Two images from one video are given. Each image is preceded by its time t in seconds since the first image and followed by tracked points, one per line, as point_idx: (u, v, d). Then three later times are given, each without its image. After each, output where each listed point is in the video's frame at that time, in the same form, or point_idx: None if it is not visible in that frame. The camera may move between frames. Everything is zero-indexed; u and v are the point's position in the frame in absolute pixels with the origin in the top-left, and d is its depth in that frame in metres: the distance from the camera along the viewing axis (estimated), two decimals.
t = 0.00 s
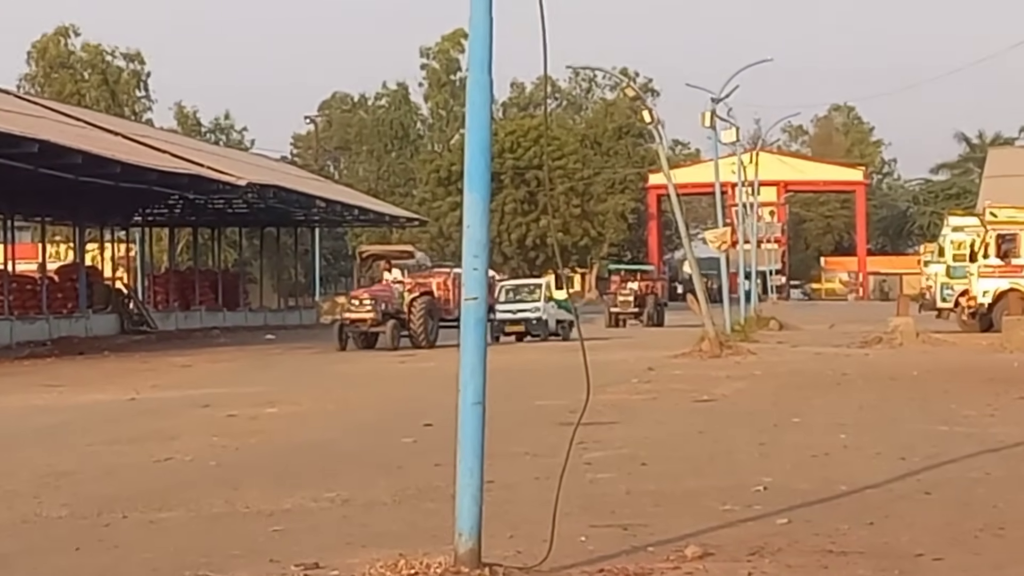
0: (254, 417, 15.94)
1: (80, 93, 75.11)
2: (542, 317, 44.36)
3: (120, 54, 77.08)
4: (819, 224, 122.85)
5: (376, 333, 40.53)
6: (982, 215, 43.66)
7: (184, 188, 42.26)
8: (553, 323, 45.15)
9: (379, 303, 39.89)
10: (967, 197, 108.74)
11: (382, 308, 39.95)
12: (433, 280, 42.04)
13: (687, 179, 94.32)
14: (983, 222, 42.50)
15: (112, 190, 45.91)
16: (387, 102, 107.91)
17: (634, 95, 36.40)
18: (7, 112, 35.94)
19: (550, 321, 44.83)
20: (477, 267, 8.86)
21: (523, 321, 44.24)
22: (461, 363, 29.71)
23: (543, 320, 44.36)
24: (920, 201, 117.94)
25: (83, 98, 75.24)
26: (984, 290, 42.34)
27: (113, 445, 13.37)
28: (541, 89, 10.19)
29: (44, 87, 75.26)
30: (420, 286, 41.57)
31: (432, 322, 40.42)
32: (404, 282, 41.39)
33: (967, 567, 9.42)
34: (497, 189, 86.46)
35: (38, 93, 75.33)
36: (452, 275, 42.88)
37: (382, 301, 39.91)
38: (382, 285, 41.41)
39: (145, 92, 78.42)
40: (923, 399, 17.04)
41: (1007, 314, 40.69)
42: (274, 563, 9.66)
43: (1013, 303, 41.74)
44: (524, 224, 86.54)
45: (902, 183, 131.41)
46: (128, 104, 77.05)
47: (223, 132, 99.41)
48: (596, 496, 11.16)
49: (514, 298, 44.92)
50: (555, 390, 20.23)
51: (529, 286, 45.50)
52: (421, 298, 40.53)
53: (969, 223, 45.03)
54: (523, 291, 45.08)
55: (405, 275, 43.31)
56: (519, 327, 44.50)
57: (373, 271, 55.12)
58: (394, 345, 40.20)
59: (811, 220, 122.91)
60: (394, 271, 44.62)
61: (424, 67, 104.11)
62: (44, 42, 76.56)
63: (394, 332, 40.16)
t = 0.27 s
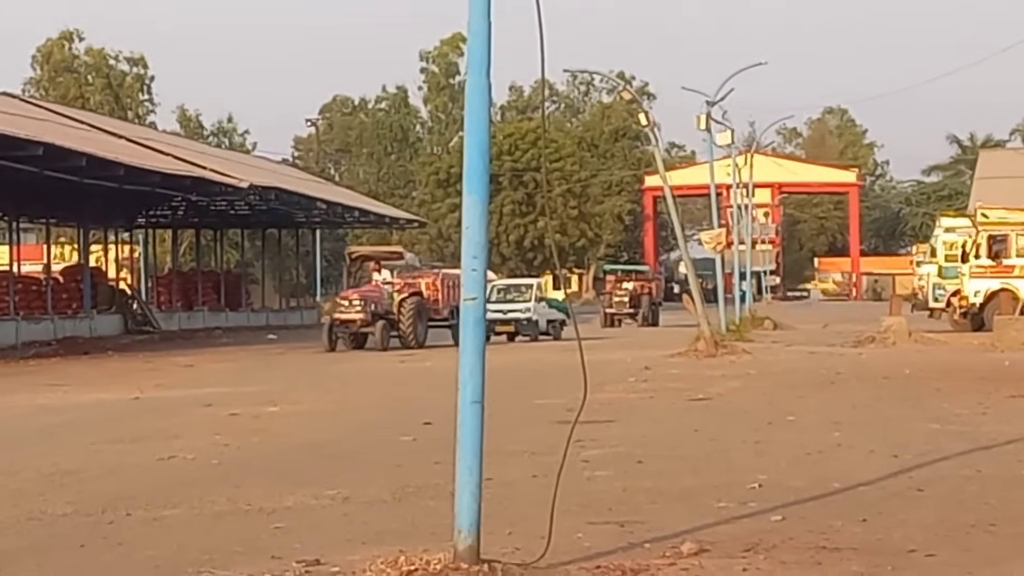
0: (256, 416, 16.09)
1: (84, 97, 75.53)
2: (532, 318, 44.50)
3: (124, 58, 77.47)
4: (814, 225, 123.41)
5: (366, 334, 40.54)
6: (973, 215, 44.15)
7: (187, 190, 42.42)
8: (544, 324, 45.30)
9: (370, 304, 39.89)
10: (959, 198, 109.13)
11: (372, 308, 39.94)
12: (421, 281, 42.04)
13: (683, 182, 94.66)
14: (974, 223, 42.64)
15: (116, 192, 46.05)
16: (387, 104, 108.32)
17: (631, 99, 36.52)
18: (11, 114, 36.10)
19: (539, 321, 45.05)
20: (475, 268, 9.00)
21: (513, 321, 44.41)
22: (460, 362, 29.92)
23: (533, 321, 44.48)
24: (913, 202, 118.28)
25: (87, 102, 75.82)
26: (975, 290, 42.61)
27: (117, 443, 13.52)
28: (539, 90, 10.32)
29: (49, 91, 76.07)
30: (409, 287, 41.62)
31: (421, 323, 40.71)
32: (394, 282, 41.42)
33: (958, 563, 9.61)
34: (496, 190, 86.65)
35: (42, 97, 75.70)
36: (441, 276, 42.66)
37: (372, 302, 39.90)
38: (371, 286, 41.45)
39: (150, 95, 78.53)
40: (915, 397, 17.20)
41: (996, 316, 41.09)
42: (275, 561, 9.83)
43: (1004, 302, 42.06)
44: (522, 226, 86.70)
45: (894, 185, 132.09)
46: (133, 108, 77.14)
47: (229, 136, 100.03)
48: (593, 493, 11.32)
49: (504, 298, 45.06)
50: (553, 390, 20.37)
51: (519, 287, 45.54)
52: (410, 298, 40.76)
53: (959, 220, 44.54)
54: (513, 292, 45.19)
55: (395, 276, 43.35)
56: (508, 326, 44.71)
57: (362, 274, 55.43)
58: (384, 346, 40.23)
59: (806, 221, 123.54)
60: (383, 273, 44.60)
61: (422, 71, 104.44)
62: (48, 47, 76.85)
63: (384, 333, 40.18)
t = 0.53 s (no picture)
0: (262, 413, 16.42)
1: (96, 102, 78.52)
2: (524, 317, 44.81)
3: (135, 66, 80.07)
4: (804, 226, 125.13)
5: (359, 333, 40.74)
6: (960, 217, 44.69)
7: (195, 194, 42.87)
8: (534, 324, 45.68)
9: (362, 304, 40.15)
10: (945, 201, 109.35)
11: (366, 309, 40.19)
12: (412, 282, 42.24)
13: (677, 184, 95.17)
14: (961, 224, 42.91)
15: (126, 196, 46.55)
16: (390, 110, 109.41)
17: (627, 104, 36.84)
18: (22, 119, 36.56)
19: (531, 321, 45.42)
20: (476, 269, 9.33)
21: (505, 321, 44.70)
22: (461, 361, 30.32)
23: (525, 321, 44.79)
24: (901, 204, 118.64)
25: (99, 107, 78.77)
26: (961, 290, 42.86)
27: (127, 439, 13.82)
28: (537, 95, 10.62)
29: (63, 96, 79.27)
30: (401, 287, 41.96)
31: (413, 322, 41.01)
32: (386, 283, 41.76)
33: (944, 556, 9.95)
34: (496, 194, 86.95)
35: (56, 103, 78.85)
36: (431, 277, 42.82)
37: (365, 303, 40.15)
38: (363, 286, 41.74)
39: (160, 102, 81.14)
40: (905, 394, 17.53)
41: (982, 316, 41.24)
42: (282, 553, 10.17)
43: (990, 303, 42.20)
44: (521, 228, 86.89)
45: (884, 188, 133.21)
46: (143, 113, 79.73)
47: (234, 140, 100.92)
48: (591, 487, 11.64)
49: (497, 298, 45.39)
50: (551, 387, 20.68)
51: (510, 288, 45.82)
52: (402, 299, 41.06)
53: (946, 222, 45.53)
54: (505, 293, 45.46)
55: (388, 276, 43.63)
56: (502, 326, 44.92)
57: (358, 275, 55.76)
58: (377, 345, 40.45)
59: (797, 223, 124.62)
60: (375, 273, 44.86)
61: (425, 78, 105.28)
62: (62, 56, 80.05)
63: (377, 333, 40.39)
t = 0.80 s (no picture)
0: (276, 403, 17.41)
1: (128, 118, 87.38)
2: (516, 315, 45.88)
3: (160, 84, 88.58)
4: (778, 233, 130.23)
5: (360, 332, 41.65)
6: (923, 223, 49.64)
7: (219, 202, 44.27)
8: (525, 321, 46.81)
9: (363, 304, 41.16)
10: (910, 208, 111.47)
11: (367, 307, 41.24)
12: (409, 282, 43.15)
13: (664, 193, 96.50)
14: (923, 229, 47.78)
15: (156, 203, 48.34)
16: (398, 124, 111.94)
17: (617, 119, 37.86)
18: (51, 131, 37.90)
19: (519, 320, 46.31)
20: (479, 270, 10.29)
21: (497, 319, 45.79)
22: (460, 357, 31.47)
23: (516, 318, 45.86)
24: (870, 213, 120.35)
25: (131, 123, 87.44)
26: (925, 290, 47.62)
27: (155, 427, 14.82)
28: (534, 108, 11.57)
29: (97, 111, 87.54)
30: (398, 287, 42.93)
31: (410, 321, 41.95)
32: (384, 283, 42.76)
33: (908, 535, 10.92)
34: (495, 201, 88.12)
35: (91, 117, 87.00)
36: (427, 278, 43.77)
37: (366, 302, 41.19)
38: (362, 287, 42.74)
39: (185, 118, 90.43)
40: (877, 385, 18.55)
41: (945, 311, 46.30)
42: (300, 532, 11.16)
43: (952, 301, 47.32)
44: (520, 232, 88.04)
45: (858, 198, 136.74)
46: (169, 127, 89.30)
47: (252, 151, 105.61)
48: (583, 471, 12.59)
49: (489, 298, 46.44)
50: (546, 379, 21.72)
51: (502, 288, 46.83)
52: (400, 298, 42.03)
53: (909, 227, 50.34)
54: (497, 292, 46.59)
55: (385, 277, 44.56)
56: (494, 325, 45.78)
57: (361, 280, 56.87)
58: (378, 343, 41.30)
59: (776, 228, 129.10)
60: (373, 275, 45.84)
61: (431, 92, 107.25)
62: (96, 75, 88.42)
63: (377, 331, 41.28)
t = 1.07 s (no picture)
0: (284, 397, 17.88)
1: (143, 123, 89.08)
2: (510, 313, 46.45)
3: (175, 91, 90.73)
4: (768, 234, 131.45)
5: (356, 330, 42.24)
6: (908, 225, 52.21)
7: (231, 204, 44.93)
8: (518, 319, 47.34)
9: (359, 303, 41.80)
10: (895, 211, 112.91)
11: (363, 306, 41.87)
12: (403, 282, 43.53)
13: (658, 196, 96.87)
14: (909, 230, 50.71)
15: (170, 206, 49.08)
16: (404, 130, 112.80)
17: (613, 126, 38.23)
18: (69, 136, 38.71)
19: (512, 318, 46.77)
20: (480, 270, 10.78)
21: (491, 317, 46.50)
22: (460, 354, 32.03)
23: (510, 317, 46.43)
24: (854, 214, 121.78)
25: (145, 127, 89.26)
26: (910, 288, 50.57)
27: (167, 421, 15.32)
28: (534, 113, 12.03)
29: (111, 117, 89.02)
30: (393, 287, 43.38)
31: (405, 320, 42.36)
32: (380, 283, 43.20)
33: (894, 525, 11.39)
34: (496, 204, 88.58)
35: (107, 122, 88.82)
36: (421, 277, 44.16)
37: (361, 301, 41.80)
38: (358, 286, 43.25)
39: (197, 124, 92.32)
40: (865, 380, 19.07)
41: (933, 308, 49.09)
42: (307, 522, 11.65)
43: (935, 300, 50.26)
44: (520, 233, 88.49)
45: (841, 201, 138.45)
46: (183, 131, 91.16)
47: (265, 157, 108.95)
48: (581, 463, 13.04)
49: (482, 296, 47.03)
50: (544, 374, 22.22)
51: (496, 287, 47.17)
52: (395, 298, 42.40)
53: (895, 228, 52.94)
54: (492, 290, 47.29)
55: (380, 277, 44.97)
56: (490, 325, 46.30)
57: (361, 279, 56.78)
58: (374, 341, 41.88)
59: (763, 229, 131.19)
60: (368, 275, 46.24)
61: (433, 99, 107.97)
62: (113, 81, 89.93)
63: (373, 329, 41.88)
